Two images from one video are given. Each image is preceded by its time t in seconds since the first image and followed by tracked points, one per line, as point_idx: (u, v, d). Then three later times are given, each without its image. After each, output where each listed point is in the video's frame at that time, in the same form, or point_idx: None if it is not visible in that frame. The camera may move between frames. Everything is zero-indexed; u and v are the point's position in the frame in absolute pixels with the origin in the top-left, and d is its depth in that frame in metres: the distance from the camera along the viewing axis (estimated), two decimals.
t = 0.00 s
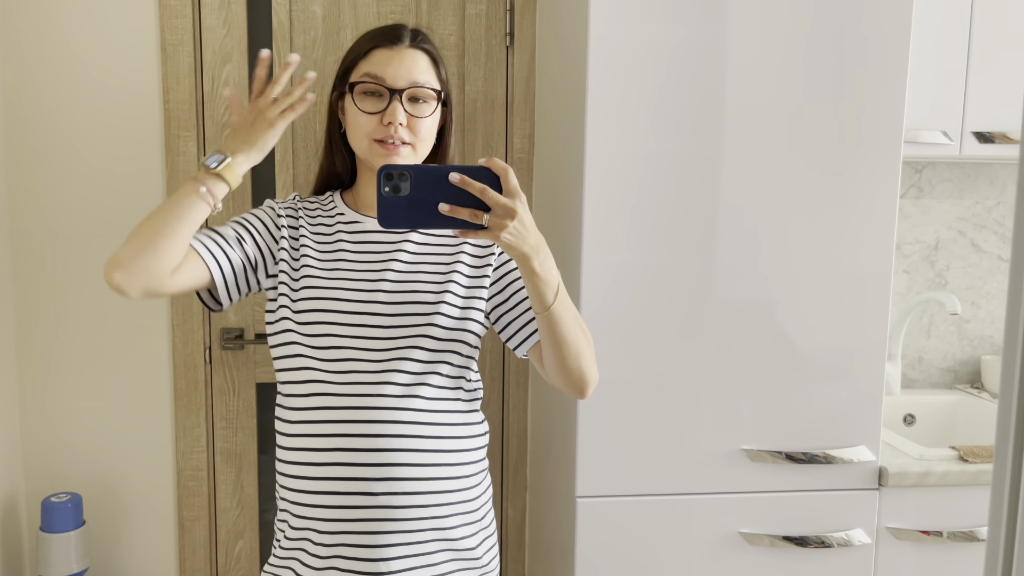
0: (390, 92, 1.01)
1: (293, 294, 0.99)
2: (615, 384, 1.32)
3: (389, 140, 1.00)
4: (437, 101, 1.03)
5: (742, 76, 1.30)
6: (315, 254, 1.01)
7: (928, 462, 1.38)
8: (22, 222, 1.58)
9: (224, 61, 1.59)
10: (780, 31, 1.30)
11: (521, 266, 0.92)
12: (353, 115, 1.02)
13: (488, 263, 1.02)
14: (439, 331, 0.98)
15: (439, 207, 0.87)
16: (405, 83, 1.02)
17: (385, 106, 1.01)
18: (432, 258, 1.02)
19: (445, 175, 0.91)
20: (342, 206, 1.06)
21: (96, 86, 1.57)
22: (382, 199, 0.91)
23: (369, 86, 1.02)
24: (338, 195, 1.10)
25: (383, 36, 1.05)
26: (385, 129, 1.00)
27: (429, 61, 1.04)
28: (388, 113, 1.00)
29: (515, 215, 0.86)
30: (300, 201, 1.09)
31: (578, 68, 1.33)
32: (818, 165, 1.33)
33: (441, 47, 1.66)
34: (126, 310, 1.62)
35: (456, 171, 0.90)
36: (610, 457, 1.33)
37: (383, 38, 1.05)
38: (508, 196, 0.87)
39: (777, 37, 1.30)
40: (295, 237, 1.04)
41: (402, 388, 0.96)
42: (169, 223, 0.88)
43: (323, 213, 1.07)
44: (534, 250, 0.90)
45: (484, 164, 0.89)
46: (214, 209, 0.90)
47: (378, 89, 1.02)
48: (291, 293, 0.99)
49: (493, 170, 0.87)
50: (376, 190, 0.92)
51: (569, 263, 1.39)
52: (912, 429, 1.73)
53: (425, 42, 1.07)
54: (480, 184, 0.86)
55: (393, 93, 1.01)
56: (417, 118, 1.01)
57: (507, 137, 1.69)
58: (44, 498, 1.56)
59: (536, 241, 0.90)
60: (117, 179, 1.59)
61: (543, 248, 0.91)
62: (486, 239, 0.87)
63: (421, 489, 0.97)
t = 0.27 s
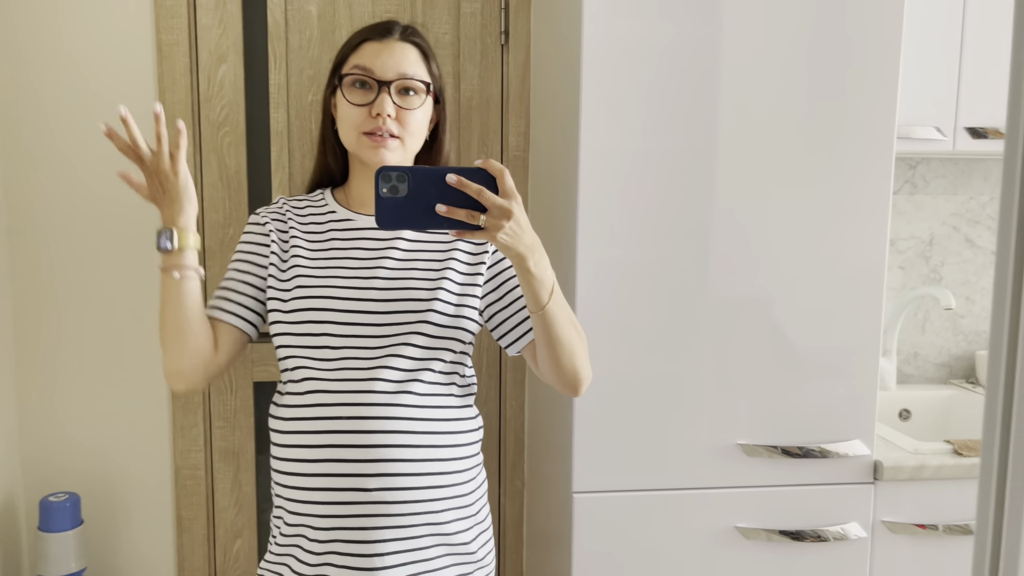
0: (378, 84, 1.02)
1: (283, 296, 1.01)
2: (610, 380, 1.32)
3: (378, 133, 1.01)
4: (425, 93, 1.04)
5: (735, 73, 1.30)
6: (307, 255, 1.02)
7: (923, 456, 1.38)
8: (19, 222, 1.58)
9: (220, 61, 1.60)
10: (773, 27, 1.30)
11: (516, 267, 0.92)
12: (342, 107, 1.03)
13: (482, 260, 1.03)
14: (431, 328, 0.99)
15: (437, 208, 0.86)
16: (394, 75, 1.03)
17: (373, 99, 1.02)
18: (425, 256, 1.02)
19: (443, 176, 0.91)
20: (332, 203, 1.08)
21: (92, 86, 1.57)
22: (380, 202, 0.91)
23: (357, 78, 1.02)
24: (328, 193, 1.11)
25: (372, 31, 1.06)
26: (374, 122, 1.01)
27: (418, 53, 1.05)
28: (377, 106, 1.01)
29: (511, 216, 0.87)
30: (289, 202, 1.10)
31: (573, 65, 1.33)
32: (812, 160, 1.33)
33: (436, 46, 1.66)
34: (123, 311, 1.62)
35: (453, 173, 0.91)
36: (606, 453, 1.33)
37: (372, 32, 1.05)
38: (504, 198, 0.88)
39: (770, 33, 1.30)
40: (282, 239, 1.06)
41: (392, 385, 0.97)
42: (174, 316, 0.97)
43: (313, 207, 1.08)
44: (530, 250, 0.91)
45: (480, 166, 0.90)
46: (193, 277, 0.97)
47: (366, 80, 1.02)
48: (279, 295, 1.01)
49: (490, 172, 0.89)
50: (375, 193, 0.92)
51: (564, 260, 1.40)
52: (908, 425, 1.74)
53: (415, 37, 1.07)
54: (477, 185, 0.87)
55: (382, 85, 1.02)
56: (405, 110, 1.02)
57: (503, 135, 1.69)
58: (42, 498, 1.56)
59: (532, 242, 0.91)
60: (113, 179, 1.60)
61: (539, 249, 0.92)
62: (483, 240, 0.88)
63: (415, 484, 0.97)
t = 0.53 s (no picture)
0: (363, 86, 1.02)
1: (275, 293, 1.02)
2: (605, 376, 1.32)
3: (366, 135, 1.01)
4: (411, 88, 1.03)
5: (729, 69, 1.30)
6: (299, 249, 1.03)
7: (917, 452, 1.39)
8: (14, 221, 1.59)
9: (214, 59, 1.60)
10: (767, 24, 1.31)
11: (512, 267, 0.92)
12: (329, 112, 1.03)
13: (476, 259, 1.03)
14: (424, 324, 0.99)
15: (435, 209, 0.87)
16: (378, 75, 1.02)
17: (360, 101, 1.01)
18: (418, 252, 1.02)
19: (440, 176, 0.92)
20: (323, 200, 1.07)
21: (87, 84, 1.57)
22: (378, 203, 0.92)
23: (341, 80, 1.02)
24: (320, 189, 1.10)
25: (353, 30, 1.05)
26: (361, 124, 1.00)
27: (400, 49, 1.04)
28: (363, 107, 1.01)
29: (508, 216, 0.87)
30: (279, 202, 1.10)
31: (567, 61, 1.33)
32: (805, 157, 1.34)
33: (431, 43, 1.66)
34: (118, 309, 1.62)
35: (450, 172, 0.91)
36: (600, 449, 1.33)
37: (354, 31, 1.05)
38: (501, 197, 0.87)
39: (764, 29, 1.31)
40: (270, 236, 1.06)
41: (387, 381, 0.97)
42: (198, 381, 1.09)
43: (304, 203, 1.08)
44: (526, 250, 0.90)
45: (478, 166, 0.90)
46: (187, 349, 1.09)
47: (351, 82, 1.02)
48: (272, 289, 1.02)
49: (487, 172, 0.88)
50: (374, 193, 0.92)
51: (559, 257, 1.40)
52: (903, 421, 1.74)
53: (397, 32, 1.07)
54: (476, 186, 0.86)
55: (367, 87, 1.01)
56: (392, 109, 1.02)
57: (498, 132, 1.70)
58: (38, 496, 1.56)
59: (529, 240, 0.91)
60: (108, 177, 1.60)
61: (536, 248, 0.91)
62: (480, 239, 0.88)
63: (408, 481, 0.97)
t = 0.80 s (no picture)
0: (363, 89, 1.01)
1: (275, 295, 1.02)
2: (606, 376, 1.32)
3: (365, 139, 1.01)
4: (411, 94, 1.03)
5: (729, 69, 1.30)
6: (297, 250, 1.03)
7: (917, 452, 1.39)
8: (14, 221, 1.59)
9: (214, 59, 1.60)
10: (768, 24, 1.31)
11: (512, 265, 0.92)
12: (329, 115, 1.03)
13: (475, 257, 1.03)
14: (424, 324, 0.99)
15: (434, 207, 0.88)
16: (379, 79, 1.02)
17: (359, 105, 1.01)
18: (416, 251, 1.01)
19: (439, 174, 0.91)
20: (318, 199, 1.07)
21: (87, 84, 1.57)
22: (378, 202, 0.92)
23: (341, 83, 1.02)
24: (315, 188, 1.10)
25: (354, 31, 1.04)
26: (360, 129, 1.00)
27: (401, 53, 1.04)
28: (362, 111, 1.01)
29: (507, 214, 0.87)
30: (273, 202, 1.09)
31: (567, 62, 1.33)
32: (806, 156, 1.33)
33: (431, 43, 1.66)
34: (118, 309, 1.62)
35: (449, 171, 0.91)
36: (601, 449, 1.33)
37: (356, 32, 1.04)
38: (500, 196, 0.87)
39: (764, 29, 1.31)
40: (267, 235, 1.06)
41: (387, 382, 0.97)
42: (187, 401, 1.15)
43: (299, 202, 1.07)
44: (526, 249, 0.90)
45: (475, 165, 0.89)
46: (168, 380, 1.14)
47: (351, 85, 1.02)
48: (272, 290, 1.02)
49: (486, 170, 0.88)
50: (374, 192, 0.93)
51: (559, 257, 1.40)
52: (903, 420, 1.74)
53: (400, 35, 1.06)
54: (474, 184, 0.86)
55: (367, 91, 1.01)
56: (392, 114, 1.02)
57: (498, 132, 1.69)
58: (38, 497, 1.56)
59: (528, 239, 0.91)
60: (108, 178, 1.60)
61: (535, 246, 0.91)
62: (480, 238, 0.88)
63: (409, 480, 0.97)
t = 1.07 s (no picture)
0: (370, 91, 1.01)
1: (279, 292, 1.01)
2: (608, 375, 1.32)
3: (372, 141, 1.01)
4: (419, 97, 1.03)
5: (733, 68, 1.30)
6: (300, 245, 1.03)
7: (920, 451, 1.39)
8: (16, 219, 1.58)
9: (217, 57, 1.60)
10: (772, 23, 1.30)
11: (513, 267, 0.92)
12: (336, 116, 1.03)
13: (478, 258, 1.03)
14: (426, 324, 0.99)
15: (434, 207, 0.88)
16: (386, 81, 1.02)
17: (366, 107, 1.01)
18: (419, 251, 1.01)
19: (440, 173, 0.91)
20: (326, 199, 1.06)
21: (90, 82, 1.57)
22: (377, 199, 0.92)
23: (349, 85, 1.02)
24: (323, 187, 1.09)
25: (361, 32, 1.04)
26: (367, 131, 1.00)
27: (408, 54, 1.04)
28: (369, 113, 1.01)
29: (508, 216, 0.87)
30: (281, 199, 1.08)
31: (571, 60, 1.33)
32: (810, 156, 1.33)
33: (434, 42, 1.66)
34: (121, 308, 1.62)
35: (449, 170, 0.91)
36: (604, 448, 1.33)
37: (363, 34, 1.04)
38: (501, 196, 0.88)
39: (768, 28, 1.30)
40: (273, 232, 1.05)
41: (385, 378, 0.97)
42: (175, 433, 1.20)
43: (307, 201, 1.07)
44: (527, 250, 0.90)
45: (479, 164, 0.90)
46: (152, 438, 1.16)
47: (358, 88, 1.02)
48: (275, 288, 1.02)
49: (488, 170, 0.89)
50: (373, 189, 0.92)
51: (563, 256, 1.40)
52: (906, 420, 1.74)
53: (408, 37, 1.06)
54: (475, 184, 0.87)
55: (375, 94, 1.01)
56: (399, 116, 1.02)
57: (501, 131, 1.69)
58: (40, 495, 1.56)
59: (528, 239, 0.91)
60: (110, 175, 1.59)
61: (536, 249, 0.91)
62: (480, 238, 0.88)
63: (407, 478, 0.97)
